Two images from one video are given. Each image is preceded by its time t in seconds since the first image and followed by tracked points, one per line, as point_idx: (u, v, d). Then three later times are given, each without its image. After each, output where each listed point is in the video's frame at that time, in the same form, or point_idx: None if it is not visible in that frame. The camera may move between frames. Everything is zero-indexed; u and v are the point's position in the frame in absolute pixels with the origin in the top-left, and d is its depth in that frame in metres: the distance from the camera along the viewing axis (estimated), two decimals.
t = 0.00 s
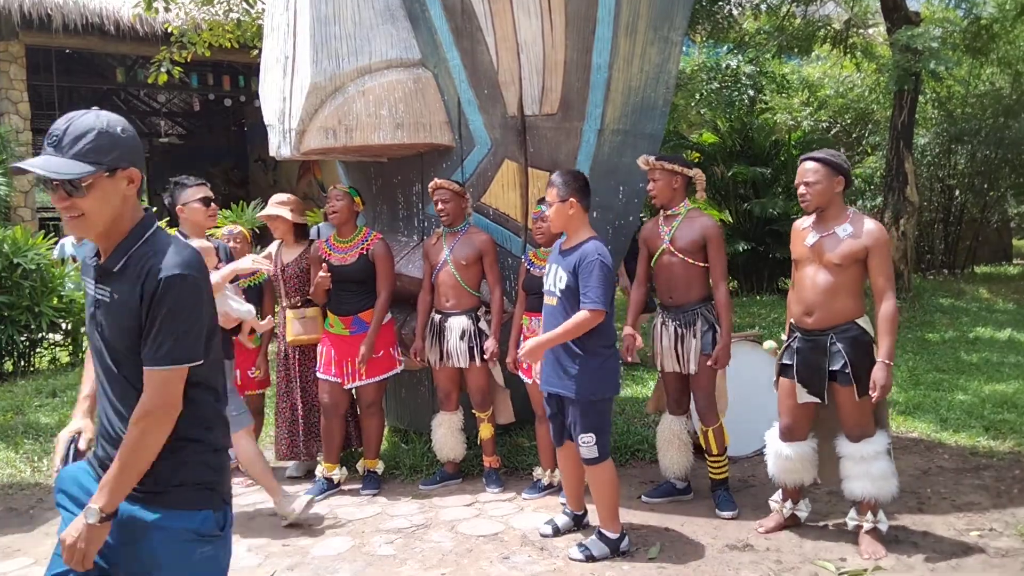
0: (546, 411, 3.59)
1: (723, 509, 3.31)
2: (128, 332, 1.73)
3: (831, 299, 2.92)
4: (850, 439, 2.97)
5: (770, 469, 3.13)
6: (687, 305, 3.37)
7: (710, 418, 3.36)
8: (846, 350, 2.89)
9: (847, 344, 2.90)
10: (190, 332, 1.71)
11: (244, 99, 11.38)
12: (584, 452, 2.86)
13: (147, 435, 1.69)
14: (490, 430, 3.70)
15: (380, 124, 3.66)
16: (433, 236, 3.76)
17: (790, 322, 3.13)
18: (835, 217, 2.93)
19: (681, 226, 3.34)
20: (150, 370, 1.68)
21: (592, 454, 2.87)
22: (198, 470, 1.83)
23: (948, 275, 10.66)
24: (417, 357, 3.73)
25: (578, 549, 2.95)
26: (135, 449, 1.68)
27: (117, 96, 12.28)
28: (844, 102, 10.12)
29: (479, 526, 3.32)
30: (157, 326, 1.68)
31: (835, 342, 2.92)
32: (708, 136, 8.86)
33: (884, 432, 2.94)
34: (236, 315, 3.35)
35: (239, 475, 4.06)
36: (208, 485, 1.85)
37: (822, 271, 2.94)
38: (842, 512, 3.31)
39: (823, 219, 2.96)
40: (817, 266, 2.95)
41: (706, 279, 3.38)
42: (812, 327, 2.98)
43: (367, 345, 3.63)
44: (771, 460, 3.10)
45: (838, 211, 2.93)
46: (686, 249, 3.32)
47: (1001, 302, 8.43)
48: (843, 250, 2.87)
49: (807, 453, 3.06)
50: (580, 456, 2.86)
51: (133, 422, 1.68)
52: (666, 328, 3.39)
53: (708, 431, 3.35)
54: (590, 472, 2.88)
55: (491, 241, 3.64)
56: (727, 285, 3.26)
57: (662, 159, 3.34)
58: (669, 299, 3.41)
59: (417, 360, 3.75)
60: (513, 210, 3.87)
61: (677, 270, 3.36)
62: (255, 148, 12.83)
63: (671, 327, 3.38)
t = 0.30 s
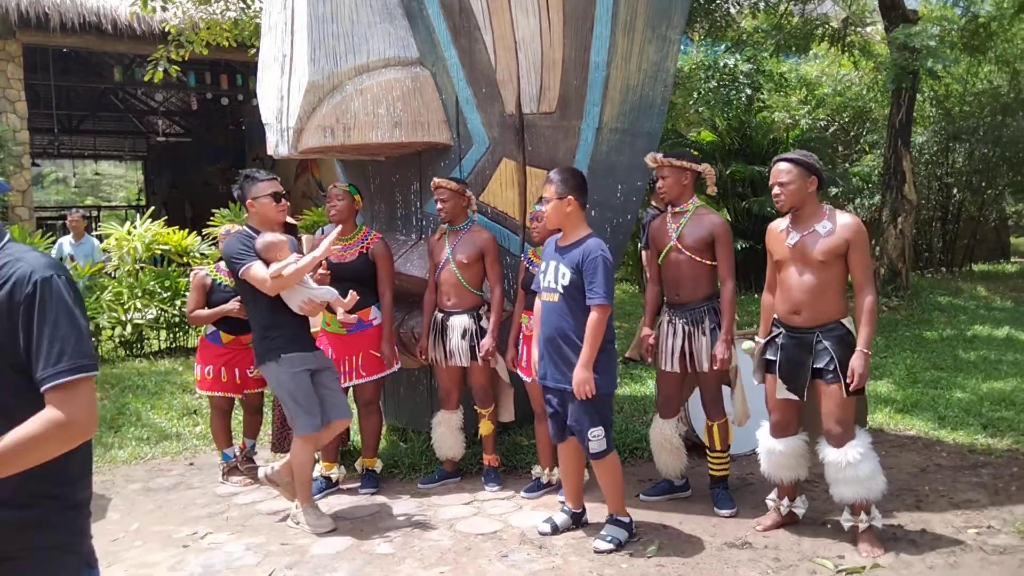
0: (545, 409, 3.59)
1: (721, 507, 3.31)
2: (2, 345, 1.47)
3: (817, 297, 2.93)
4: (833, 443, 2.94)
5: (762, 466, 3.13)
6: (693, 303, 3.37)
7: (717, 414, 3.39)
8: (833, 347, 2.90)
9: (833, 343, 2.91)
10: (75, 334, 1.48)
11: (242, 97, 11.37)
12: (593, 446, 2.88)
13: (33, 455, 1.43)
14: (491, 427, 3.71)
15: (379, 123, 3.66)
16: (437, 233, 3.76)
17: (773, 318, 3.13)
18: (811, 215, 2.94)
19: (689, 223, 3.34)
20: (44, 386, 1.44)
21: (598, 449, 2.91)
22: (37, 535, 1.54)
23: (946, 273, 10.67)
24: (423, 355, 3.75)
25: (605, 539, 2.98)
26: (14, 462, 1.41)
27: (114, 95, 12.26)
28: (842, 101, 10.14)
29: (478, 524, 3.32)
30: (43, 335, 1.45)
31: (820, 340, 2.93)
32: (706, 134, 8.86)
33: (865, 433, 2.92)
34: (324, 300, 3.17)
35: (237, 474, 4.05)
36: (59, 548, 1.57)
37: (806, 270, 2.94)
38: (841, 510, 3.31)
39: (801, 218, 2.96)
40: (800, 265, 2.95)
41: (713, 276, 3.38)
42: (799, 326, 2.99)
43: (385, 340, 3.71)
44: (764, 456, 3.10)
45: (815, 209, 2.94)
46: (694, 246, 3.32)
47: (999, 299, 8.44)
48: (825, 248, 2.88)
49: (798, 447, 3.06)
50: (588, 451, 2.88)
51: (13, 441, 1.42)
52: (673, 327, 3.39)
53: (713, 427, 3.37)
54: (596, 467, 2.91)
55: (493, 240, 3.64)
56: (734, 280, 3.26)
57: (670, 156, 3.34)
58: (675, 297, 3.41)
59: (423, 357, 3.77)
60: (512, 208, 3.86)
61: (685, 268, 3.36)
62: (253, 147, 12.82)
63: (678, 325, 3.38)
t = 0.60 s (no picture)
0: (544, 408, 3.61)
1: (718, 505, 3.32)
2: None
3: (808, 292, 2.94)
4: (831, 434, 2.98)
5: (762, 459, 3.15)
6: (685, 303, 3.39)
7: (715, 413, 3.41)
8: (823, 348, 2.92)
9: (823, 343, 2.92)
10: None
11: (239, 97, 11.37)
12: (599, 443, 2.92)
13: None
14: (488, 425, 3.72)
15: (376, 122, 3.67)
16: (437, 232, 3.77)
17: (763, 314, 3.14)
18: (803, 211, 2.97)
19: (683, 223, 3.35)
20: None
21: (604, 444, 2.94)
22: None
23: (942, 272, 10.69)
24: (420, 354, 3.75)
25: (602, 538, 3.00)
26: None
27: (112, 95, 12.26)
28: (838, 100, 10.18)
29: (475, 522, 3.33)
30: None
31: (811, 338, 2.94)
32: (703, 134, 8.88)
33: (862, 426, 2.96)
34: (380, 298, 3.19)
35: (236, 473, 4.05)
36: None
37: (797, 266, 2.95)
38: (837, 506, 3.32)
39: (792, 215, 2.98)
40: (791, 261, 2.96)
41: (705, 276, 3.39)
42: (790, 322, 2.99)
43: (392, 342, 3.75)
44: (765, 449, 3.12)
45: (806, 205, 2.96)
46: (686, 246, 3.34)
47: (994, 298, 8.46)
48: (816, 244, 2.89)
49: (797, 438, 3.08)
50: (595, 448, 2.92)
51: None
52: (666, 326, 3.41)
53: (711, 424, 3.38)
54: (604, 463, 2.95)
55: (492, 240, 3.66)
56: (722, 283, 3.28)
57: (667, 155, 3.34)
58: (668, 296, 3.44)
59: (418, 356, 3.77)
60: (509, 207, 3.89)
61: (677, 268, 3.39)
62: (250, 147, 12.83)
63: (672, 325, 3.39)
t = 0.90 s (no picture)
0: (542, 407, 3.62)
1: (714, 504, 3.33)
2: None
3: (805, 294, 2.96)
4: (825, 436, 2.97)
5: (759, 457, 3.16)
6: (673, 301, 3.41)
7: (699, 415, 3.39)
8: (818, 347, 2.93)
9: (819, 342, 2.94)
10: None
11: (236, 97, 11.38)
12: (602, 444, 2.93)
13: None
14: (485, 425, 3.74)
15: (373, 122, 3.67)
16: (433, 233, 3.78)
17: (761, 313, 3.15)
18: (798, 212, 2.98)
19: (669, 222, 3.37)
20: None
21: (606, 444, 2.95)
22: None
23: (938, 272, 10.72)
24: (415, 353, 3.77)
25: (599, 537, 3.01)
26: None
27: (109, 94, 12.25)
28: (834, 100, 10.23)
29: (473, 521, 3.35)
30: None
31: (806, 338, 2.96)
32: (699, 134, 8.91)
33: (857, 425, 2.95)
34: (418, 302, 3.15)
35: (233, 472, 4.05)
36: None
37: (792, 267, 2.97)
38: (833, 505, 3.34)
39: (788, 216, 2.99)
40: (787, 262, 2.98)
41: (693, 275, 3.40)
42: (786, 322, 3.01)
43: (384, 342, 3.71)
44: (760, 447, 3.14)
45: (802, 206, 2.97)
46: (674, 245, 3.35)
47: (989, 297, 8.50)
48: (811, 246, 2.91)
49: (793, 436, 3.10)
50: (598, 448, 2.94)
51: None
52: (651, 324, 3.44)
53: (696, 428, 3.38)
54: (605, 463, 2.96)
55: (488, 239, 3.66)
56: (713, 280, 3.29)
57: (653, 155, 3.34)
58: (656, 295, 3.45)
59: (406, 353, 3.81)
60: (506, 208, 3.89)
61: (664, 267, 3.41)
62: (248, 147, 12.84)
63: (657, 324, 3.42)
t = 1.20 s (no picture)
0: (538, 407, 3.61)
1: (711, 502, 3.34)
2: None
3: (808, 294, 2.96)
4: (824, 436, 2.97)
5: (759, 455, 3.16)
6: (673, 300, 3.40)
7: (696, 413, 3.39)
8: (824, 345, 2.94)
9: (825, 340, 2.95)
10: None
11: (233, 96, 11.38)
12: (601, 442, 2.94)
13: None
14: (482, 424, 3.74)
15: (369, 121, 3.64)
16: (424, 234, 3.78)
17: (765, 312, 3.16)
18: (801, 212, 2.98)
19: (667, 221, 3.37)
20: None
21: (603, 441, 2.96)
22: None
23: (934, 270, 10.73)
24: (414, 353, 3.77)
25: (597, 535, 3.01)
26: None
27: (105, 94, 12.23)
28: (830, 99, 10.25)
29: (470, 520, 3.34)
30: None
31: (811, 336, 2.97)
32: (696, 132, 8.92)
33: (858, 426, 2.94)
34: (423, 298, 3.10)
35: (229, 472, 4.04)
36: None
37: (796, 267, 2.97)
38: (830, 503, 3.34)
39: (792, 216, 2.99)
40: (790, 262, 2.98)
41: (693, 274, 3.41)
42: (790, 322, 3.02)
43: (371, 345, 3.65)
44: (761, 445, 3.14)
45: (805, 206, 2.97)
46: (673, 244, 3.35)
47: (985, 296, 8.51)
48: (814, 247, 2.91)
49: (795, 436, 3.09)
50: (596, 446, 2.94)
51: None
52: (650, 323, 3.43)
53: (694, 427, 3.38)
54: (604, 460, 2.97)
55: (485, 239, 3.64)
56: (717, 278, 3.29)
57: (652, 153, 3.35)
58: (654, 294, 3.44)
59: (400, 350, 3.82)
60: (503, 207, 3.89)
61: (663, 266, 3.40)
62: (245, 146, 12.84)
63: (656, 322, 3.41)
